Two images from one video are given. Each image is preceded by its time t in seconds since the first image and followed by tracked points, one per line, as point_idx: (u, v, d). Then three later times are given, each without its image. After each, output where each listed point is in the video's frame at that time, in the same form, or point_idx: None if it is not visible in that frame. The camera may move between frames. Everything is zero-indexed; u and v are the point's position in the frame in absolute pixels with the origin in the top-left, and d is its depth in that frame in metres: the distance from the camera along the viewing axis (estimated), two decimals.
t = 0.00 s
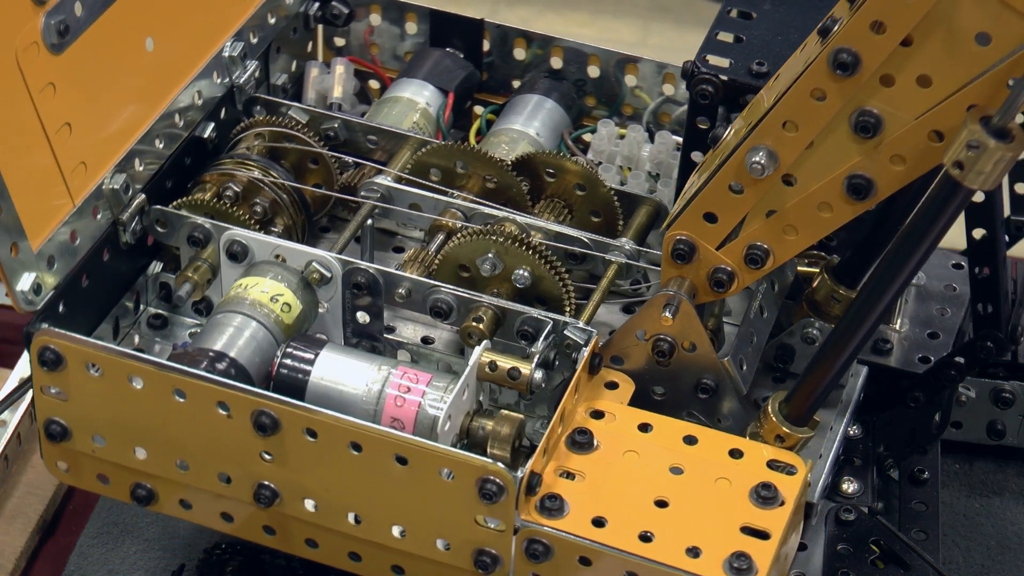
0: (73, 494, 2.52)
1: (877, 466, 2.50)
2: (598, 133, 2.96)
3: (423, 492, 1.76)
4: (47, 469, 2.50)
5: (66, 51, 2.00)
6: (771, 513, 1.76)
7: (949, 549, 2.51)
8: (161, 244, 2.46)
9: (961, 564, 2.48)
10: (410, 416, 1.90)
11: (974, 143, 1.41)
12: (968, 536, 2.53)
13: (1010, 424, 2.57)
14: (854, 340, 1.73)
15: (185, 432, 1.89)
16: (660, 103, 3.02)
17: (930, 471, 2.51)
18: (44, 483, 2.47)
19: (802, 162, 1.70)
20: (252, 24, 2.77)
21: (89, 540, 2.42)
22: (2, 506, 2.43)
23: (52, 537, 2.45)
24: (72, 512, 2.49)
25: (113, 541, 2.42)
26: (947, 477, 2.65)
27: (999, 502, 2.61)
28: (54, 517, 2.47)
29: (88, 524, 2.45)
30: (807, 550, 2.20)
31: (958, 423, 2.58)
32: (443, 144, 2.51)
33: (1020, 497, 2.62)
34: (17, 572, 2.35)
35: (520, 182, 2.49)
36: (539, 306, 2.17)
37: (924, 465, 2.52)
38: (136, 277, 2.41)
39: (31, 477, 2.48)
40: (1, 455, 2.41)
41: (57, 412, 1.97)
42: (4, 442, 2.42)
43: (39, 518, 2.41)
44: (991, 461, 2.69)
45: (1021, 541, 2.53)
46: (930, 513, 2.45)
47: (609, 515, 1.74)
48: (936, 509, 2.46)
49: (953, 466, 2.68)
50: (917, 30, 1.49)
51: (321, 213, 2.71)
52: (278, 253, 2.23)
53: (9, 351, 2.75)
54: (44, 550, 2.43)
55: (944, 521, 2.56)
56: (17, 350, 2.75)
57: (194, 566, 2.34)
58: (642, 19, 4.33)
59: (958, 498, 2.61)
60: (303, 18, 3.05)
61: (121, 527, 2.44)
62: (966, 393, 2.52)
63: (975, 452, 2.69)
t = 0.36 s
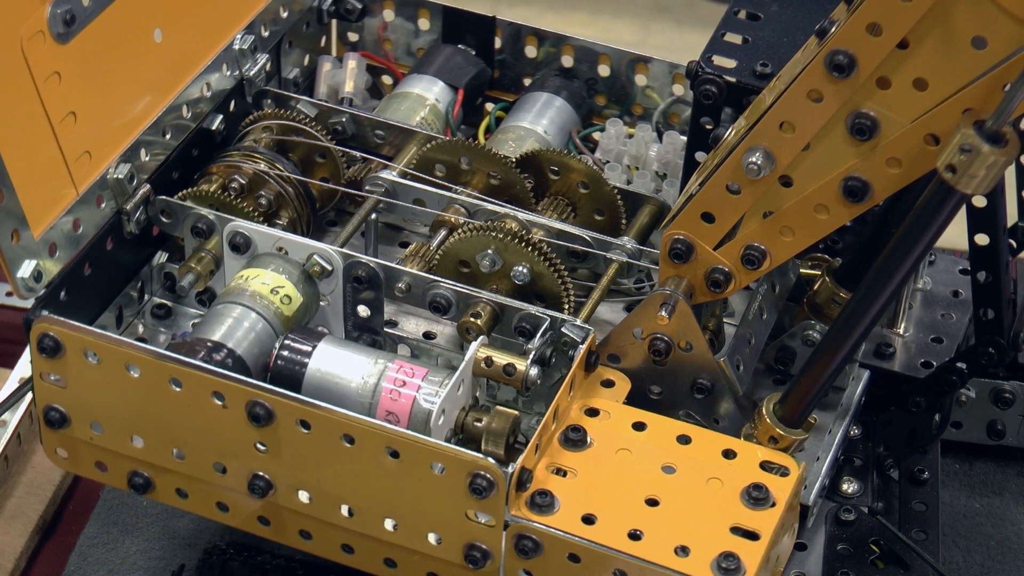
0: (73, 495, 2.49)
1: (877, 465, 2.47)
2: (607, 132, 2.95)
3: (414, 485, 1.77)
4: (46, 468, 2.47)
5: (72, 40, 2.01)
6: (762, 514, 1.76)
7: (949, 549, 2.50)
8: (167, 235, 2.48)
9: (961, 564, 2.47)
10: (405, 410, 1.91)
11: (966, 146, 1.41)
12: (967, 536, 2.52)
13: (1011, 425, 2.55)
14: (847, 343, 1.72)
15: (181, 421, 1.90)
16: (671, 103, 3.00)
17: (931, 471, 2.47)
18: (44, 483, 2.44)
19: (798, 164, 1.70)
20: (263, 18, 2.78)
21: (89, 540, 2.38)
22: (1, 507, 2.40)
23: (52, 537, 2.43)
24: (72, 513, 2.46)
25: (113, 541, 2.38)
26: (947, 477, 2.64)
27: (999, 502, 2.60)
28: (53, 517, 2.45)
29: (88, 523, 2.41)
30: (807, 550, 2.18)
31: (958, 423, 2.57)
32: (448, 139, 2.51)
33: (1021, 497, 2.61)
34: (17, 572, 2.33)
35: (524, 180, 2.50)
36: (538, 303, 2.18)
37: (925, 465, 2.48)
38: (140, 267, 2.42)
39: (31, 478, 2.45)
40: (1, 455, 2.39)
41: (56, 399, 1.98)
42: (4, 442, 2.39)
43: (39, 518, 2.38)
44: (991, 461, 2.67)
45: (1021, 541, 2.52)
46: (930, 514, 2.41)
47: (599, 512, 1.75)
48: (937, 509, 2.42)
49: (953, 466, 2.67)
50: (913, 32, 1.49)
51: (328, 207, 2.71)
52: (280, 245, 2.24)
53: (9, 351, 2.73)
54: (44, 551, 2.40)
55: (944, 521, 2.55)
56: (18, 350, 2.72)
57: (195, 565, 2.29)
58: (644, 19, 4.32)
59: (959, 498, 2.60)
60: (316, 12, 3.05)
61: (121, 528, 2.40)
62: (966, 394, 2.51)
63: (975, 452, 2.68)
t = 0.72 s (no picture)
0: (73, 495, 2.50)
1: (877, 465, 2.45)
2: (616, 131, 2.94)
3: (405, 478, 1.78)
4: (46, 469, 2.48)
5: (79, 29, 2.03)
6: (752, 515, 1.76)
7: (949, 549, 2.49)
8: (174, 225, 2.48)
9: (961, 564, 2.46)
10: (400, 403, 1.91)
11: (957, 150, 1.41)
12: (968, 536, 2.51)
13: (1011, 425, 2.54)
14: (840, 346, 1.72)
15: (177, 409, 1.91)
16: (682, 105, 3.01)
17: (931, 471, 2.47)
18: (44, 483, 2.45)
19: (794, 165, 1.69)
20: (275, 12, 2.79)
21: (89, 540, 2.38)
22: (2, 507, 2.41)
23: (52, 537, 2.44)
24: (71, 513, 2.47)
25: (113, 541, 2.38)
26: (947, 477, 2.63)
27: (999, 502, 2.58)
28: (53, 517, 2.46)
29: (89, 523, 2.42)
30: (807, 551, 2.15)
31: (958, 423, 2.57)
32: (453, 135, 2.52)
33: (1021, 497, 2.60)
34: (17, 572, 2.33)
35: (528, 177, 2.50)
36: (537, 300, 2.18)
37: (925, 465, 2.48)
38: (145, 256, 2.43)
39: (31, 478, 2.46)
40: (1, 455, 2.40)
41: (55, 385, 2.00)
42: (4, 443, 2.41)
43: (39, 518, 2.39)
44: (992, 461, 2.66)
45: (1022, 542, 2.51)
46: (930, 514, 2.41)
47: (588, 510, 1.75)
48: (937, 510, 2.42)
49: (953, 466, 2.66)
50: (909, 35, 1.49)
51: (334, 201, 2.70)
52: (283, 237, 2.25)
53: (9, 351, 2.72)
54: (44, 552, 2.41)
55: (944, 522, 2.54)
56: (18, 350, 2.71)
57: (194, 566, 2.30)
58: (644, 19, 4.31)
59: (959, 498, 2.59)
60: (331, 6, 3.05)
61: (121, 528, 2.40)
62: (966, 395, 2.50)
63: (975, 452, 2.67)
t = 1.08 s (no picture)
0: (73, 495, 2.52)
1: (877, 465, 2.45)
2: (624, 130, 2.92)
3: (398, 472, 1.79)
4: (46, 469, 2.49)
5: (86, 20, 2.05)
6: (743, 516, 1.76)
7: (949, 549, 2.48)
8: (180, 216, 2.49)
9: (962, 564, 2.45)
10: (396, 397, 1.92)
11: (950, 154, 1.40)
12: (968, 536, 2.51)
13: (1011, 425, 2.54)
14: (835, 347, 1.72)
15: (174, 399, 1.93)
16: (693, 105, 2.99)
17: (931, 471, 2.46)
18: (44, 483, 2.47)
19: (791, 166, 1.69)
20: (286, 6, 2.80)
21: (89, 540, 2.39)
22: (2, 507, 2.42)
23: (52, 537, 2.45)
24: (71, 513, 2.49)
25: (113, 541, 2.39)
26: (947, 477, 2.62)
27: (999, 502, 2.58)
28: (53, 517, 2.47)
29: (88, 523, 2.43)
30: (807, 550, 2.15)
31: (958, 423, 2.57)
32: (458, 131, 2.53)
33: (1021, 497, 2.59)
34: (17, 572, 2.34)
35: (532, 174, 2.50)
36: (537, 298, 2.19)
37: (925, 465, 2.47)
38: (152, 246, 2.44)
39: (31, 478, 2.47)
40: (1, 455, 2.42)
41: (56, 372, 2.02)
42: (5, 443, 2.42)
43: (39, 518, 2.41)
44: (992, 461, 2.66)
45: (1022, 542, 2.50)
46: (931, 513, 2.40)
47: (579, 507, 1.76)
48: (938, 509, 2.41)
49: (953, 466, 2.65)
50: (906, 37, 1.49)
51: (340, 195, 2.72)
52: (285, 230, 2.25)
53: (10, 351, 2.73)
54: (44, 552, 2.42)
55: (943, 522, 2.53)
56: (18, 350, 2.72)
57: (192, 566, 2.29)
58: (643, 19, 4.31)
59: (959, 498, 2.59)
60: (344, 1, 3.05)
61: (121, 528, 2.41)
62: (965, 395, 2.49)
63: (975, 451, 2.66)
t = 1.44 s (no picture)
0: (72, 495, 2.53)
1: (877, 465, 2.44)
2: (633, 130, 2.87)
3: (389, 464, 1.80)
4: (46, 469, 2.51)
5: (95, 9, 2.07)
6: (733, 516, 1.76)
7: (950, 549, 2.48)
8: (187, 206, 2.49)
9: (962, 564, 2.44)
10: (391, 389, 1.93)
11: (940, 158, 1.40)
12: (968, 536, 2.50)
13: (1011, 425, 2.52)
14: (828, 349, 1.72)
15: (171, 387, 1.94)
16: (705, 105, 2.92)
17: (931, 471, 2.44)
18: (44, 483, 2.48)
19: (787, 167, 1.70)
20: None
21: (89, 540, 2.40)
22: (2, 506, 2.43)
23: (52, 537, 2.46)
24: (71, 513, 2.50)
25: (113, 541, 2.40)
26: (946, 478, 2.61)
27: (999, 503, 2.57)
28: (53, 517, 2.48)
29: (88, 524, 2.44)
30: (806, 551, 2.15)
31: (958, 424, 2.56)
32: (464, 127, 2.54)
33: (1021, 497, 2.58)
34: (17, 572, 2.35)
35: (537, 171, 2.51)
36: (536, 294, 2.20)
37: (925, 464, 2.45)
38: (158, 235, 2.44)
39: (31, 478, 2.49)
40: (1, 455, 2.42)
41: (57, 358, 2.04)
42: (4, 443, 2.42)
43: (39, 518, 2.41)
44: (992, 461, 2.65)
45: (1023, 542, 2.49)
46: (931, 513, 2.38)
47: (568, 503, 1.76)
48: (938, 509, 2.39)
49: (953, 466, 2.64)
50: (900, 40, 1.49)
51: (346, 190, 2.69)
52: (289, 222, 2.26)
53: (9, 350, 2.72)
54: (44, 552, 2.43)
55: (943, 522, 2.53)
56: (18, 350, 2.72)
57: (192, 566, 2.31)
58: (643, 19, 4.32)
59: (959, 498, 2.58)
60: None
61: (121, 528, 2.42)
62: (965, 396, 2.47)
63: (975, 452, 2.65)
